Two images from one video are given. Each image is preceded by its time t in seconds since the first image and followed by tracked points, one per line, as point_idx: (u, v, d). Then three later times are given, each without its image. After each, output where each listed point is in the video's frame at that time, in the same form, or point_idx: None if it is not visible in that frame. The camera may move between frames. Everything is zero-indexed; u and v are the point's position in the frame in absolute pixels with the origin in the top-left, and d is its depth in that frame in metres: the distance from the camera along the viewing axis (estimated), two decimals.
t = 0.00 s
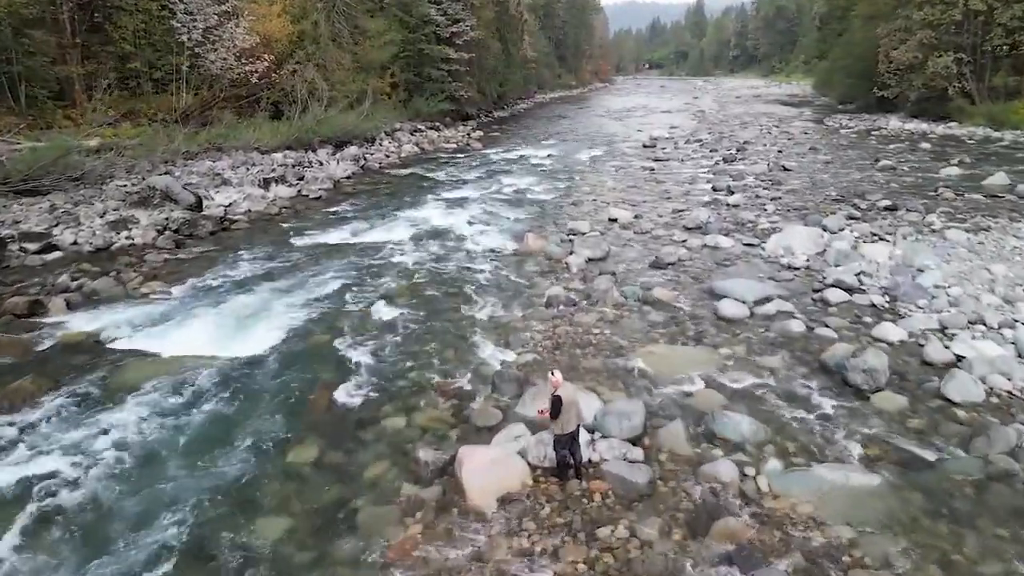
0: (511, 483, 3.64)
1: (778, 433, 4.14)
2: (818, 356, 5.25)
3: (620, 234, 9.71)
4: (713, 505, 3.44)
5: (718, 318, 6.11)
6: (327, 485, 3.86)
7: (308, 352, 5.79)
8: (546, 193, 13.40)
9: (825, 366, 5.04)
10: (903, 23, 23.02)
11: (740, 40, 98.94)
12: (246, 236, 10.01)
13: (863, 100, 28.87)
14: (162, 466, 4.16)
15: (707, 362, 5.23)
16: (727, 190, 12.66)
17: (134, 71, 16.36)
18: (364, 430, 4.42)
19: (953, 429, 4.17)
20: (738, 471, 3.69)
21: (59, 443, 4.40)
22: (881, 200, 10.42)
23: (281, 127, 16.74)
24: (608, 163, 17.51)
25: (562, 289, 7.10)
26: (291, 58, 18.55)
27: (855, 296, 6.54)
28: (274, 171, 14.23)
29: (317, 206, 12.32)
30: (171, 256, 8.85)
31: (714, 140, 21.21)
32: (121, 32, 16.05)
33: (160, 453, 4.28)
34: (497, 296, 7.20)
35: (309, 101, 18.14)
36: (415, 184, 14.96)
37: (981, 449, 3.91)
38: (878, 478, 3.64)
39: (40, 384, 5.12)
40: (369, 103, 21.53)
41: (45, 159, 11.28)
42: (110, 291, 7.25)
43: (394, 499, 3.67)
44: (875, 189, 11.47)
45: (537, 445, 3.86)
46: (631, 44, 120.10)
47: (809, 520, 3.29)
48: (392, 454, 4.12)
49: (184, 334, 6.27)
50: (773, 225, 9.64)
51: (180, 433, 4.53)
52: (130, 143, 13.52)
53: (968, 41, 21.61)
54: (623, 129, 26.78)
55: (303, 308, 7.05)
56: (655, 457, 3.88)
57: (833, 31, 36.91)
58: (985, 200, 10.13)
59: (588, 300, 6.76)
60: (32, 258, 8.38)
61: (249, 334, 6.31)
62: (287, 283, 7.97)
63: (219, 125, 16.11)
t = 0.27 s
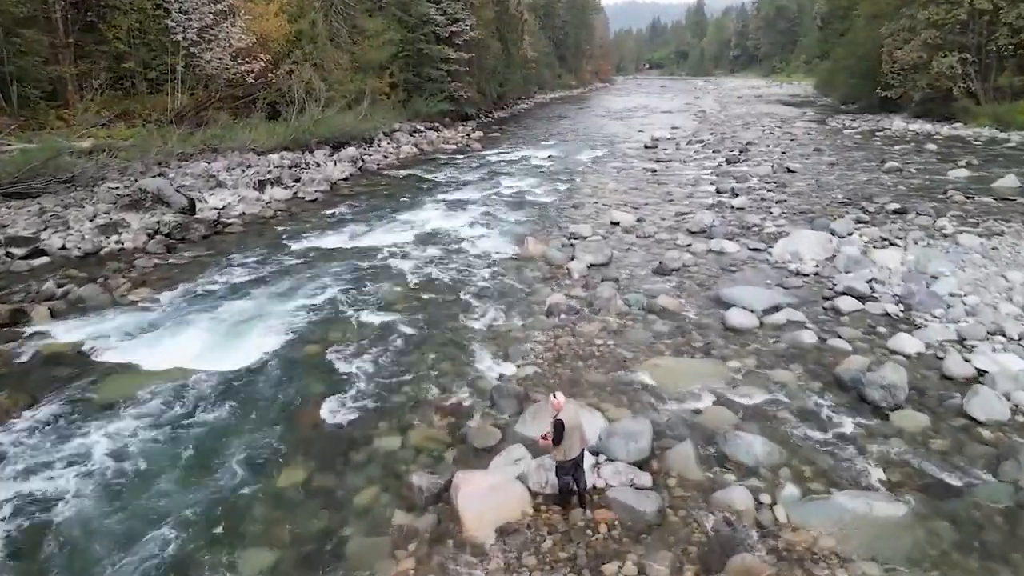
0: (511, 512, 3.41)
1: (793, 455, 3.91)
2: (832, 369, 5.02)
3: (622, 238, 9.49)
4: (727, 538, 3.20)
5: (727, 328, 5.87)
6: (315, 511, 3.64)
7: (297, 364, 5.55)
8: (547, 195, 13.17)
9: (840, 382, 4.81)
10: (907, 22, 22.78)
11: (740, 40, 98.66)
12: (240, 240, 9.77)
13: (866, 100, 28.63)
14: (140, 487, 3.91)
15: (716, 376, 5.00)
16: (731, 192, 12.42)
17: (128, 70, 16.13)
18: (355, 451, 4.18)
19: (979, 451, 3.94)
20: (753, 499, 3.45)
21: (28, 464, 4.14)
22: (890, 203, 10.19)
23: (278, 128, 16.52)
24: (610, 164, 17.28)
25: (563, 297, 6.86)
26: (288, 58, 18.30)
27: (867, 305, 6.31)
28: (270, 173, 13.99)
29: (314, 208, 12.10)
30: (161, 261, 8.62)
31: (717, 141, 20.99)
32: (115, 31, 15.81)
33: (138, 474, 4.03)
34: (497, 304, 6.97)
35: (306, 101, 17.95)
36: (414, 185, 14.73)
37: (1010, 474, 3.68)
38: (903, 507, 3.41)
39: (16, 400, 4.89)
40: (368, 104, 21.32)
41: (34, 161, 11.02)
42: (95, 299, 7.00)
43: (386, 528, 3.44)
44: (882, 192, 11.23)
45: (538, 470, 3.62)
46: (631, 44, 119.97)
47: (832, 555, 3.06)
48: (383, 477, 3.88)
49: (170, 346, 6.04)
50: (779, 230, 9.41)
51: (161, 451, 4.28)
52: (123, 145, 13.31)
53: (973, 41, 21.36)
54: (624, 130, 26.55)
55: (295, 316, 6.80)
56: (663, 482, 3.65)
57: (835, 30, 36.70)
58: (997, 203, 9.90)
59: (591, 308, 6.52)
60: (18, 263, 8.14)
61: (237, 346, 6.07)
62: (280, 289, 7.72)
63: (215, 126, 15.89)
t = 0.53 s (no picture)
0: (509, 555, 3.10)
1: (817, 489, 3.60)
2: (853, 389, 4.71)
3: (626, 244, 9.19)
4: None
5: (738, 343, 5.57)
6: (298, 552, 3.34)
7: (283, 383, 5.24)
8: (548, 199, 12.87)
9: (862, 404, 4.50)
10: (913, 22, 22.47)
11: (741, 40, 98.33)
12: (230, 246, 9.47)
13: (870, 100, 28.32)
14: (99, 530, 3.58)
15: (729, 396, 4.69)
16: (737, 195, 12.13)
17: (121, 70, 15.81)
18: (342, 482, 3.88)
19: (1018, 483, 3.63)
20: (776, 541, 3.15)
21: None
22: (902, 207, 9.89)
23: (273, 129, 16.22)
24: (611, 166, 16.98)
25: (565, 308, 6.56)
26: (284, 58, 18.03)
27: (885, 317, 6.00)
28: (265, 175, 13.69)
29: (308, 211, 11.80)
30: (148, 268, 8.32)
31: (720, 142, 20.69)
32: (108, 30, 15.48)
33: (98, 512, 3.71)
34: (496, 315, 6.67)
35: (303, 101, 17.65)
36: (412, 188, 14.43)
37: None
38: (940, 550, 3.11)
39: None
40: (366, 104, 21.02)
41: (20, 163, 10.74)
42: (75, 309, 6.69)
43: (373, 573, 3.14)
44: (892, 195, 10.93)
45: (540, 507, 3.31)
46: (632, 43, 119.70)
47: None
48: (371, 512, 3.58)
49: (150, 362, 5.73)
50: (788, 235, 9.10)
51: (126, 485, 3.96)
52: (114, 147, 13.01)
53: (980, 40, 21.04)
54: (626, 130, 26.25)
55: (284, 329, 6.49)
56: (677, 521, 3.35)
57: (838, 30, 36.41)
58: (1012, 208, 9.59)
59: (594, 320, 6.22)
60: None
61: (220, 361, 5.76)
62: (269, 300, 7.41)
63: (209, 127, 15.59)
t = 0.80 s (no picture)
0: None
1: (838, 519, 3.37)
2: (872, 407, 4.47)
3: (628, 249, 8.95)
4: None
5: (749, 356, 5.32)
6: None
7: (272, 399, 4.99)
8: (548, 201, 12.64)
9: (881, 424, 4.26)
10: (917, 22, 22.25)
11: (742, 40, 98.11)
12: (223, 251, 9.24)
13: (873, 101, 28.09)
14: (72, 560, 3.34)
15: (740, 414, 4.45)
16: (741, 198, 11.90)
17: (115, 71, 15.55)
18: (332, 509, 3.65)
19: None
20: None
21: None
22: (911, 211, 9.65)
23: (270, 130, 15.98)
24: (612, 168, 16.75)
25: (568, 317, 6.33)
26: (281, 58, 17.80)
27: (901, 327, 5.75)
28: (261, 177, 13.46)
29: (304, 214, 11.57)
30: (136, 273, 8.09)
31: (722, 143, 20.46)
32: (101, 29, 15.21)
33: (65, 544, 3.44)
34: (495, 324, 6.43)
35: (300, 102, 17.41)
36: (410, 190, 14.20)
37: None
38: None
39: None
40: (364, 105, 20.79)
41: (9, 166, 10.50)
42: (58, 319, 6.46)
43: None
44: (900, 198, 10.70)
45: (542, 541, 3.08)
46: (632, 43, 119.51)
47: None
48: (363, 544, 3.34)
49: (133, 376, 5.47)
50: (795, 240, 8.87)
51: (97, 511, 3.69)
52: (106, 149, 12.77)
53: (985, 40, 20.80)
54: (627, 131, 26.00)
55: (275, 340, 6.23)
56: (690, 556, 3.11)
57: (839, 30, 36.21)
58: None
59: (597, 330, 5.98)
60: None
61: (207, 375, 5.49)
62: (261, 308, 7.15)
63: (205, 128, 15.35)
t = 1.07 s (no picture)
0: None
1: (870, 565, 3.06)
2: (898, 432, 4.16)
3: (632, 256, 8.64)
4: None
5: (763, 374, 5.01)
6: None
7: (255, 423, 4.68)
8: (549, 204, 12.34)
9: (909, 452, 3.96)
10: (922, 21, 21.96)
11: (743, 40, 97.77)
12: (213, 257, 8.93)
13: (877, 101, 27.79)
14: None
15: (756, 440, 4.15)
16: (747, 201, 11.59)
17: (107, 71, 15.26)
18: (315, 550, 3.34)
19: None
20: None
21: None
22: (924, 216, 9.35)
23: (265, 131, 15.68)
24: (614, 169, 16.44)
25: (570, 330, 6.01)
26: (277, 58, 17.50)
27: (922, 342, 5.45)
28: (254, 180, 13.14)
29: (298, 219, 11.26)
30: (121, 281, 7.79)
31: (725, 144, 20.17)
32: (93, 28, 14.92)
33: None
34: (494, 337, 6.12)
35: (296, 102, 17.11)
36: (408, 192, 13.89)
37: None
38: None
39: None
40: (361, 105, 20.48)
41: None
42: (36, 332, 6.16)
43: None
44: (911, 202, 10.41)
45: None
46: (633, 43, 119.18)
47: None
48: None
49: (108, 394, 5.16)
50: (805, 246, 8.57)
51: (59, 552, 3.39)
52: (97, 151, 12.47)
53: (992, 39, 20.50)
54: (628, 132, 25.71)
55: (262, 354, 5.92)
56: None
57: (842, 29, 35.89)
58: None
59: (601, 344, 5.68)
60: None
61: (186, 393, 5.18)
62: (249, 320, 6.85)
63: (199, 129, 15.06)
